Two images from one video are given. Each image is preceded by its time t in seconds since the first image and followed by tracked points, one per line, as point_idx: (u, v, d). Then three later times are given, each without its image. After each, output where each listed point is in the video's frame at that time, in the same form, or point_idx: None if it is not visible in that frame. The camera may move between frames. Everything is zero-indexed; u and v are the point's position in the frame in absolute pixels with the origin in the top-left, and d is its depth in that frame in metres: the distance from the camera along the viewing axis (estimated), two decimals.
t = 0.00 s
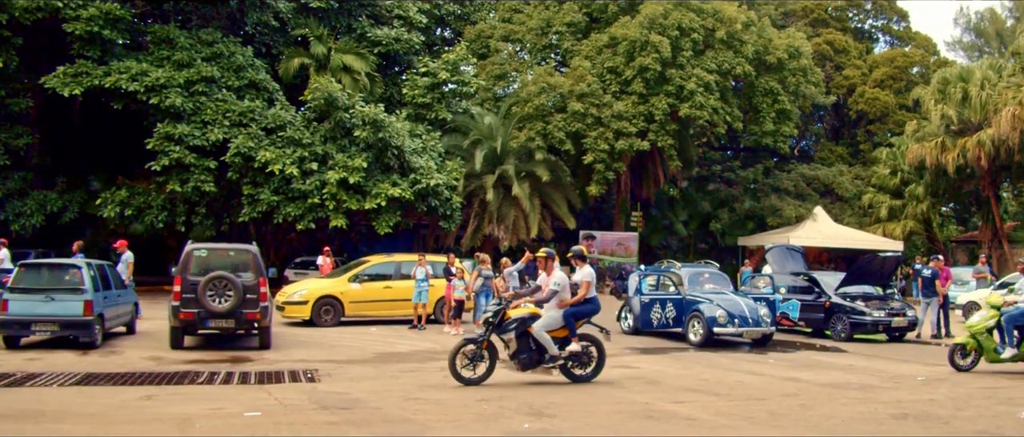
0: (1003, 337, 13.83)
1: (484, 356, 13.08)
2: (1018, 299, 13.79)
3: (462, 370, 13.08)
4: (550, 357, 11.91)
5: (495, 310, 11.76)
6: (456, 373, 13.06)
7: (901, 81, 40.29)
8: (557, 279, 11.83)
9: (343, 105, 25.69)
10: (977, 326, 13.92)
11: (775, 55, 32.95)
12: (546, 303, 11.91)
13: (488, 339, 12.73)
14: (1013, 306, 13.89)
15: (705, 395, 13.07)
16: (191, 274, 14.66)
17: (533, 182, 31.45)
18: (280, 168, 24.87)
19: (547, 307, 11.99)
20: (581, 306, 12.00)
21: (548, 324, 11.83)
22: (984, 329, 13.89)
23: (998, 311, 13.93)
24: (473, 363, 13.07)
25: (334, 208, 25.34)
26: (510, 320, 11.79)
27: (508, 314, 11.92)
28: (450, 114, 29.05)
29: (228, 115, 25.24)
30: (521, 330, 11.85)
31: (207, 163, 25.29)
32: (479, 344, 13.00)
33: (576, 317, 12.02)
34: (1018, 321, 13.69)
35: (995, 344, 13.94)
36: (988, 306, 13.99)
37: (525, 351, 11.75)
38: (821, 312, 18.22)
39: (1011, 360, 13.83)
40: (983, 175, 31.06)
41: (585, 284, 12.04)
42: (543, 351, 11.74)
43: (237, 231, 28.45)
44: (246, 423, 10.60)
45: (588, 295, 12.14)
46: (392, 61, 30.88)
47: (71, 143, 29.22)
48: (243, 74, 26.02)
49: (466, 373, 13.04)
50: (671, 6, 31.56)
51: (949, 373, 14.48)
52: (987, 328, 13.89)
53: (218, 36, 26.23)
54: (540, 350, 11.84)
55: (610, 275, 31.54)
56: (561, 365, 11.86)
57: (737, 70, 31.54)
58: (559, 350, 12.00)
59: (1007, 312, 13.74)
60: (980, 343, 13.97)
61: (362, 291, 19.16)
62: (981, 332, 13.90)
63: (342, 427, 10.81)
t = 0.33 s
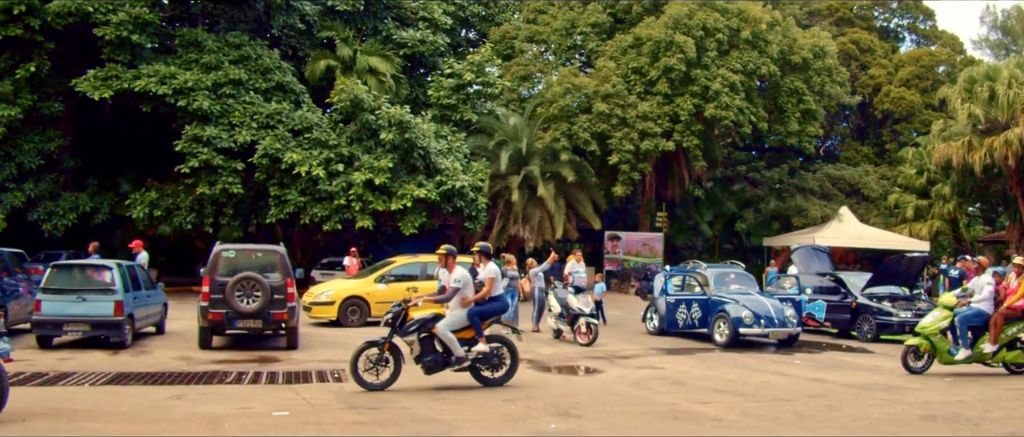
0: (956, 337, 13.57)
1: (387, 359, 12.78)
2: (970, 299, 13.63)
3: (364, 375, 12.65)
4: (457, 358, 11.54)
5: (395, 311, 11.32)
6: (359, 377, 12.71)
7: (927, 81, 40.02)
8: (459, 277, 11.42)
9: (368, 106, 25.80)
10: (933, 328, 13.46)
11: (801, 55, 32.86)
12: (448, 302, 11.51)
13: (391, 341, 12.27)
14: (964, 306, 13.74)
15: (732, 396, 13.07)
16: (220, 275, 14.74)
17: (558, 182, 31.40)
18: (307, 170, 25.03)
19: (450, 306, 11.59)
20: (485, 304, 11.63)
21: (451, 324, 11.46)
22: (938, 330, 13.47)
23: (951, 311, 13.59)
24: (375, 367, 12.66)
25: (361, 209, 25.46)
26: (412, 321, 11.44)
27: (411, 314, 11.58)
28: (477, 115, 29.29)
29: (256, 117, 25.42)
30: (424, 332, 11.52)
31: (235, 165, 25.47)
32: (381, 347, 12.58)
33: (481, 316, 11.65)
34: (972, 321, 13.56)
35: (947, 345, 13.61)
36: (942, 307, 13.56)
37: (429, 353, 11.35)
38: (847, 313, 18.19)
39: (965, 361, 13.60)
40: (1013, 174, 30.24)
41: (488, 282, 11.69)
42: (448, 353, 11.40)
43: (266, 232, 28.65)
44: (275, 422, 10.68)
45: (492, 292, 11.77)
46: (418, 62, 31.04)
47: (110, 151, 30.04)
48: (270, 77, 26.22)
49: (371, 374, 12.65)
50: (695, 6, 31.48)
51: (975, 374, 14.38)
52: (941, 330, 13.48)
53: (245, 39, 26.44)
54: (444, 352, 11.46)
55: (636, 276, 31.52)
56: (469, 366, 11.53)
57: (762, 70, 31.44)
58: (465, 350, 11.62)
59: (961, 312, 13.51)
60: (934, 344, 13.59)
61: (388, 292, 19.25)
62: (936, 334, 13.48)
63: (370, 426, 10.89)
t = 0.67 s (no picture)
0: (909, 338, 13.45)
1: (285, 361, 11.81)
2: (922, 299, 13.55)
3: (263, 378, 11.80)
4: (353, 359, 11.56)
5: (294, 310, 11.54)
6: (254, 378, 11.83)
7: (957, 79, 39.71)
8: (360, 278, 11.55)
9: (397, 107, 25.97)
10: (886, 328, 13.32)
11: (829, 54, 32.79)
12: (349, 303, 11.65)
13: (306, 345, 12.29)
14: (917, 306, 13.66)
15: (761, 396, 13.05)
16: (251, 275, 14.88)
17: (586, 183, 31.29)
18: (336, 170, 25.09)
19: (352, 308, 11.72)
20: (386, 305, 11.69)
21: (348, 325, 11.57)
22: (891, 331, 13.34)
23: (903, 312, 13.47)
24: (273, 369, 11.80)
25: (390, 210, 25.58)
26: (309, 321, 11.59)
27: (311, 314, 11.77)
28: (504, 115, 29.45)
29: (285, 119, 25.59)
30: (322, 332, 11.65)
31: (265, 167, 25.68)
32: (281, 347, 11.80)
33: (382, 318, 11.68)
34: (925, 321, 13.45)
35: (900, 346, 13.46)
36: (894, 307, 13.45)
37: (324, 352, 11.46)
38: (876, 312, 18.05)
39: (918, 362, 13.44)
40: None
41: (392, 283, 11.75)
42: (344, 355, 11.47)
43: (295, 233, 28.85)
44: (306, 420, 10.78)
45: (395, 294, 11.80)
46: (445, 64, 31.30)
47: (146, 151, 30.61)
48: (300, 79, 26.53)
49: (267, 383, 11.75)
50: (723, 6, 31.41)
51: (1006, 376, 14.25)
52: (894, 330, 13.35)
53: (275, 41, 26.84)
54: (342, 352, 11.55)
55: (663, 276, 31.52)
56: (365, 368, 11.57)
57: (790, 70, 31.36)
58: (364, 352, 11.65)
59: (913, 312, 13.39)
60: (886, 345, 13.41)
61: (418, 292, 19.34)
62: (889, 335, 13.34)
63: (400, 426, 10.97)
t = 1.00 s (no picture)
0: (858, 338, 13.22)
1: (187, 357, 11.68)
2: (872, 298, 13.29)
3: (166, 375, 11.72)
4: (248, 359, 11.17)
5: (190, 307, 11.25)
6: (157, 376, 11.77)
7: (988, 77, 39.20)
8: (257, 275, 11.17)
9: (427, 109, 26.10)
10: (834, 329, 13.06)
11: (858, 52, 32.58)
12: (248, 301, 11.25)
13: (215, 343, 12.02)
14: (867, 305, 13.41)
15: (792, 397, 13.03)
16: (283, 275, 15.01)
17: (615, 184, 31.34)
18: (366, 171, 25.27)
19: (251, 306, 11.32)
20: (284, 304, 11.24)
21: (244, 324, 11.15)
22: (839, 332, 13.12)
23: (852, 311, 13.22)
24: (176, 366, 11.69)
25: (420, 210, 25.65)
26: (207, 319, 11.24)
27: (211, 312, 11.41)
28: (533, 116, 29.83)
29: (316, 120, 25.74)
30: (219, 331, 11.29)
31: (296, 169, 25.89)
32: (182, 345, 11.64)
33: (281, 317, 11.23)
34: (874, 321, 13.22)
35: (849, 347, 13.25)
36: (843, 307, 13.22)
37: (218, 350, 11.14)
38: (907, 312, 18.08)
39: (868, 363, 13.25)
40: None
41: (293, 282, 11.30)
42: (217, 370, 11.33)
43: (327, 234, 29.08)
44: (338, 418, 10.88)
45: (296, 293, 11.35)
46: (475, 65, 31.49)
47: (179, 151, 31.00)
48: (330, 81, 26.72)
49: (167, 384, 11.66)
50: (751, 5, 31.25)
51: None
52: (842, 331, 13.13)
53: (305, 44, 27.06)
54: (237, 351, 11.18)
55: (693, 276, 31.58)
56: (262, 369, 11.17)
57: (820, 69, 31.14)
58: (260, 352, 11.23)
59: (862, 312, 13.16)
60: (834, 346, 13.20)
61: (448, 292, 19.42)
62: (837, 335, 13.11)
63: (431, 425, 11.04)
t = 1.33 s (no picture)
0: (801, 339, 12.86)
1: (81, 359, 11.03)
2: (816, 298, 12.93)
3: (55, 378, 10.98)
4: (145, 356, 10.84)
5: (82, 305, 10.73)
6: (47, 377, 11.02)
7: (1021, 75, 38.32)
8: (156, 274, 10.98)
9: (455, 110, 26.16)
10: (777, 330, 12.67)
11: (887, 51, 32.35)
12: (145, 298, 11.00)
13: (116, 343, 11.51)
14: (811, 305, 13.03)
15: (821, 398, 13.00)
16: (313, 275, 15.10)
17: (643, 184, 31.41)
18: (395, 172, 25.42)
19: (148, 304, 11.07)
20: (182, 302, 11.04)
21: (139, 321, 10.83)
22: (782, 332, 12.72)
23: (796, 312, 12.85)
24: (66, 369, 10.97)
25: (449, 211, 25.75)
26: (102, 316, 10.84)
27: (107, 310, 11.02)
28: (561, 117, 29.96)
29: (345, 121, 25.99)
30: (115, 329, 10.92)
31: (325, 170, 26.10)
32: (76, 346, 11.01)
33: (178, 314, 11.01)
34: (819, 322, 12.87)
35: (793, 349, 12.85)
36: (786, 307, 12.82)
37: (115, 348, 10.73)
38: (938, 313, 18.09)
39: (812, 366, 12.87)
40: None
41: (193, 280, 11.13)
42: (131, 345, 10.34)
43: (357, 235, 29.30)
44: (369, 419, 10.95)
45: (194, 291, 11.19)
46: (503, 65, 31.67)
47: (209, 154, 31.88)
48: (359, 84, 26.88)
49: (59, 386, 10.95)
50: (779, 4, 31.08)
51: None
52: (785, 332, 12.77)
53: (334, 47, 27.28)
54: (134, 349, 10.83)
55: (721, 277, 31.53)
56: (158, 365, 10.85)
57: (849, 68, 30.89)
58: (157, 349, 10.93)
59: (805, 313, 12.78)
60: (778, 348, 12.79)
61: (478, 293, 19.49)
62: (780, 336, 12.73)
63: (461, 425, 11.07)
